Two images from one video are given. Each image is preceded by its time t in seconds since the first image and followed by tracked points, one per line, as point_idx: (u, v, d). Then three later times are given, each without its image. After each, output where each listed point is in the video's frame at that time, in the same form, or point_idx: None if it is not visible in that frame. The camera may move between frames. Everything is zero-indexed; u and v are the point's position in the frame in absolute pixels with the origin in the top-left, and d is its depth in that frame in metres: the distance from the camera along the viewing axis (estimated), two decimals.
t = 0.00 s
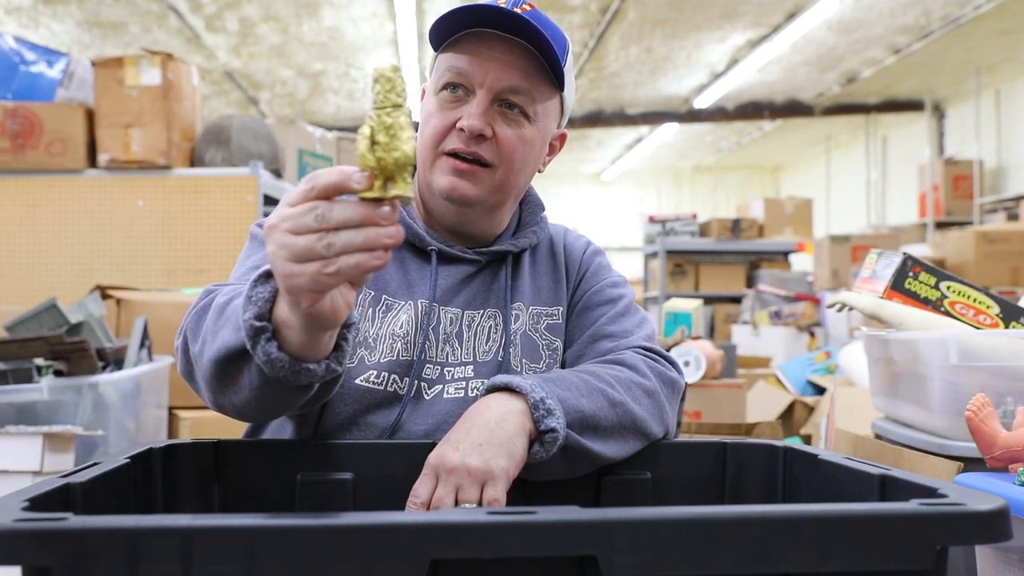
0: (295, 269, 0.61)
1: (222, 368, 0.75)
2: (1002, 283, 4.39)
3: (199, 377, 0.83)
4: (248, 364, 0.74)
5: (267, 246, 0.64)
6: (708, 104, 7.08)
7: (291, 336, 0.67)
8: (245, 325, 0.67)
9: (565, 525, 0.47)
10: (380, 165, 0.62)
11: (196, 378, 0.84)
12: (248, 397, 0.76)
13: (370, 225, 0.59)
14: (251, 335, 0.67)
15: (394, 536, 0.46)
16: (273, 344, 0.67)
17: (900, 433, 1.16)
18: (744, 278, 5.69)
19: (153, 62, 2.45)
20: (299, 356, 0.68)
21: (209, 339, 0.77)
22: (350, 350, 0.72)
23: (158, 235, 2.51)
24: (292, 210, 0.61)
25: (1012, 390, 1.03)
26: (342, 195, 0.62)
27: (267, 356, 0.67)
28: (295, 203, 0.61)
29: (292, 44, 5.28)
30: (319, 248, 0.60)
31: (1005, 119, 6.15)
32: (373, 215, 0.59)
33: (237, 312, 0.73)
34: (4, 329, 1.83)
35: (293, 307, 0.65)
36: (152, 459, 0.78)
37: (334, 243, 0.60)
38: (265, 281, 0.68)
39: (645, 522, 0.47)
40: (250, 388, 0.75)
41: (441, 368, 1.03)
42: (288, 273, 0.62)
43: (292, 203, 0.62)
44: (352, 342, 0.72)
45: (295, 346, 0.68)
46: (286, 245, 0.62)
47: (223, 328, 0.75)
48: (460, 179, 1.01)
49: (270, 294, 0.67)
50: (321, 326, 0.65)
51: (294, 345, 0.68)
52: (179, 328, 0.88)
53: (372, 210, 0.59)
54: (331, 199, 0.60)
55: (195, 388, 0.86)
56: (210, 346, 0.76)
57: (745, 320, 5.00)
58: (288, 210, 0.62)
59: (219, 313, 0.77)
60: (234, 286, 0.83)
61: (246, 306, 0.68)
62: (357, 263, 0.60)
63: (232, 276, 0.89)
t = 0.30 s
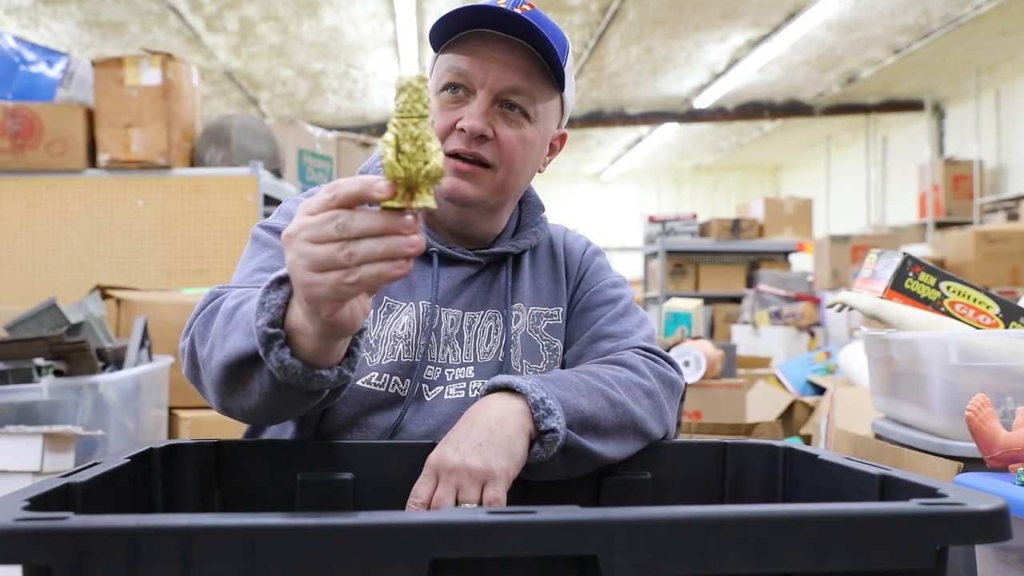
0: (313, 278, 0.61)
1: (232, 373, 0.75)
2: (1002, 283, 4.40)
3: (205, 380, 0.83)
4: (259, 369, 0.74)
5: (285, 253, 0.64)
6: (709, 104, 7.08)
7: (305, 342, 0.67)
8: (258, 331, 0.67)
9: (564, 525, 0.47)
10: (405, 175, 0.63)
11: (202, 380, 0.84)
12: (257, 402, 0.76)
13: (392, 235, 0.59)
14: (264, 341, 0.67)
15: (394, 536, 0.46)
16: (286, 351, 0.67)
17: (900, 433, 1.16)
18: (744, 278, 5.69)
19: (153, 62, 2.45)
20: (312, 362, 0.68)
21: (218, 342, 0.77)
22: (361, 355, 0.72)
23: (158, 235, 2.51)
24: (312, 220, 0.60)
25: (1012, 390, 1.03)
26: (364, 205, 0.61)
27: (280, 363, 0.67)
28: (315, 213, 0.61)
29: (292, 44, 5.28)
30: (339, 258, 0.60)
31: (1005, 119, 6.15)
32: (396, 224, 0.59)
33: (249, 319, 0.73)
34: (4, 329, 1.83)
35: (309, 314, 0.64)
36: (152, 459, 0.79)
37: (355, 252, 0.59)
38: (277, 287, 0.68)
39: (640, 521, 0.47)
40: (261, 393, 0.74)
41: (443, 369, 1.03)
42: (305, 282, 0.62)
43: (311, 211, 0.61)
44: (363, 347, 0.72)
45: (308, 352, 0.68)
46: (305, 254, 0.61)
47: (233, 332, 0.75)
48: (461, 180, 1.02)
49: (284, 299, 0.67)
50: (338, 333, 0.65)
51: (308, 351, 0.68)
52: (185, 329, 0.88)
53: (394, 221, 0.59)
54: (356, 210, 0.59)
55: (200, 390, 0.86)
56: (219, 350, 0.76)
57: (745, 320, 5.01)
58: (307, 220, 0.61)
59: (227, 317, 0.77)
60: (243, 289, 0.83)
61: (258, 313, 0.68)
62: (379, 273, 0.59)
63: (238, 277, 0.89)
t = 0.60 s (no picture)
0: (322, 288, 0.61)
1: (236, 375, 0.75)
2: (1002, 283, 4.39)
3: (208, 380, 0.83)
4: (264, 373, 0.74)
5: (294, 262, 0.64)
6: (708, 104, 7.08)
7: (311, 347, 0.67)
8: (264, 337, 0.67)
9: (564, 524, 0.47)
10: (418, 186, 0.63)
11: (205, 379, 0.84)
12: (262, 405, 0.76)
13: (403, 244, 0.59)
14: (270, 347, 0.67)
15: (393, 535, 0.46)
16: (293, 356, 0.67)
17: (900, 433, 1.16)
18: (744, 277, 5.69)
19: (153, 62, 2.44)
20: (320, 367, 0.68)
21: (223, 345, 0.77)
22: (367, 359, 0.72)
23: (158, 235, 2.51)
24: (322, 228, 0.60)
25: (1012, 390, 1.03)
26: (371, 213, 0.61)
27: (286, 367, 0.67)
28: (324, 223, 0.61)
29: (292, 44, 5.28)
30: (349, 266, 0.60)
31: (1005, 119, 6.16)
32: (407, 233, 0.59)
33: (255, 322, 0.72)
34: (4, 329, 1.84)
35: (316, 322, 0.65)
36: (152, 459, 0.79)
37: (365, 261, 0.59)
38: (284, 292, 0.67)
39: (641, 521, 0.47)
40: (266, 396, 0.74)
41: (443, 369, 1.03)
42: (313, 289, 0.62)
43: (321, 219, 0.61)
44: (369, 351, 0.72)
45: (315, 358, 0.68)
46: (313, 264, 0.61)
47: (239, 334, 0.74)
48: (465, 183, 1.02)
49: (291, 304, 0.67)
50: (346, 339, 0.65)
51: (315, 356, 0.68)
52: (188, 329, 0.88)
53: (402, 231, 0.59)
54: (366, 218, 0.59)
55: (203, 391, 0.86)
56: (224, 353, 0.76)
57: (745, 320, 5.01)
58: (317, 230, 0.61)
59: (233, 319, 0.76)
60: (247, 292, 0.82)
61: (265, 317, 0.67)
62: (388, 281, 0.59)
63: (241, 279, 0.89)
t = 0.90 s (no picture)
0: (326, 291, 0.61)
1: (239, 373, 0.75)
2: (1002, 283, 4.39)
3: (210, 378, 0.83)
4: (267, 372, 0.74)
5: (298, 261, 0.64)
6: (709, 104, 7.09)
7: (315, 347, 0.67)
8: (268, 335, 0.67)
9: (565, 524, 0.47)
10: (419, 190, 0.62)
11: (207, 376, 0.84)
12: (265, 404, 0.75)
13: (408, 251, 0.59)
14: (274, 346, 0.67)
15: (394, 535, 0.46)
16: (297, 356, 0.67)
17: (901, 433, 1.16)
18: (744, 277, 5.69)
19: (153, 61, 2.44)
20: (324, 367, 0.68)
21: (227, 343, 0.77)
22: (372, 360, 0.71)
23: (158, 234, 2.51)
24: (326, 230, 0.60)
25: (1012, 390, 1.03)
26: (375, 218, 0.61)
27: (290, 367, 0.67)
28: (326, 226, 0.61)
29: (292, 44, 5.28)
30: (352, 271, 0.59)
31: (1005, 119, 6.16)
32: (413, 241, 0.59)
33: (259, 321, 0.72)
34: (4, 329, 1.84)
35: (319, 323, 0.65)
36: (152, 458, 0.79)
37: (367, 266, 0.59)
38: (290, 291, 0.67)
39: (639, 522, 0.47)
40: (268, 395, 0.74)
41: (444, 368, 1.03)
42: (317, 290, 0.62)
43: (326, 220, 0.61)
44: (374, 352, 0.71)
45: (318, 358, 0.68)
46: (317, 265, 0.61)
47: (243, 333, 0.74)
48: (466, 184, 1.02)
49: (297, 304, 0.67)
50: (348, 340, 0.65)
51: (319, 356, 0.67)
52: (191, 327, 0.88)
53: (407, 239, 0.59)
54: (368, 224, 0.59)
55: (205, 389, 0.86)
56: (228, 351, 0.76)
57: (745, 320, 5.01)
58: (321, 232, 0.61)
59: (236, 318, 0.76)
60: (250, 291, 0.82)
61: (270, 316, 0.67)
62: (392, 289, 0.59)
63: (243, 277, 0.89)
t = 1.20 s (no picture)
0: (324, 288, 0.61)
1: (240, 371, 0.75)
2: (1002, 283, 4.39)
3: (211, 376, 0.83)
4: (267, 370, 0.74)
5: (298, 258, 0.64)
6: (708, 104, 7.09)
7: (317, 345, 0.67)
8: (269, 332, 0.67)
9: (565, 525, 0.47)
10: (410, 191, 0.62)
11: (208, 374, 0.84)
12: (265, 402, 0.76)
13: (404, 252, 0.58)
14: (275, 344, 0.67)
15: (395, 534, 0.46)
16: (298, 353, 0.67)
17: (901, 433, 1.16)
18: (744, 278, 5.69)
19: (153, 61, 2.44)
20: (325, 365, 0.68)
21: (227, 340, 0.77)
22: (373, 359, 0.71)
23: (159, 234, 2.51)
24: (325, 227, 0.60)
25: (1012, 390, 1.03)
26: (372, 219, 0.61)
27: (291, 364, 0.67)
28: (326, 221, 0.60)
29: (292, 44, 5.28)
30: (348, 269, 0.59)
31: (1005, 119, 6.16)
32: (408, 242, 0.58)
33: (259, 319, 0.72)
34: (3, 329, 1.84)
35: (318, 320, 0.65)
36: (151, 458, 0.79)
37: (363, 264, 0.59)
38: (291, 288, 0.67)
39: (637, 522, 0.47)
40: (268, 394, 0.74)
41: (444, 368, 1.03)
42: (316, 288, 0.62)
43: (324, 218, 0.61)
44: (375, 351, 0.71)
45: (320, 355, 0.68)
46: (315, 260, 0.61)
47: (244, 330, 0.74)
48: (467, 184, 1.03)
49: (297, 302, 0.67)
50: (347, 338, 0.65)
51: (320, 354, 0.67)
52: (192, 325, 0.88)
53: (404, 237, 0.58)
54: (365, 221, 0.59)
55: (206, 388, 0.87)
56: (229, 349, 0.76)
57: (745, 320, 5.01)
58: (321, 226, 0.61)
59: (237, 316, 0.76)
60: (251, 290, 0.82)
61: (272, 312, 0.67)
62: (388, 290, 0.59)
63: (243, 275, 0.89)
